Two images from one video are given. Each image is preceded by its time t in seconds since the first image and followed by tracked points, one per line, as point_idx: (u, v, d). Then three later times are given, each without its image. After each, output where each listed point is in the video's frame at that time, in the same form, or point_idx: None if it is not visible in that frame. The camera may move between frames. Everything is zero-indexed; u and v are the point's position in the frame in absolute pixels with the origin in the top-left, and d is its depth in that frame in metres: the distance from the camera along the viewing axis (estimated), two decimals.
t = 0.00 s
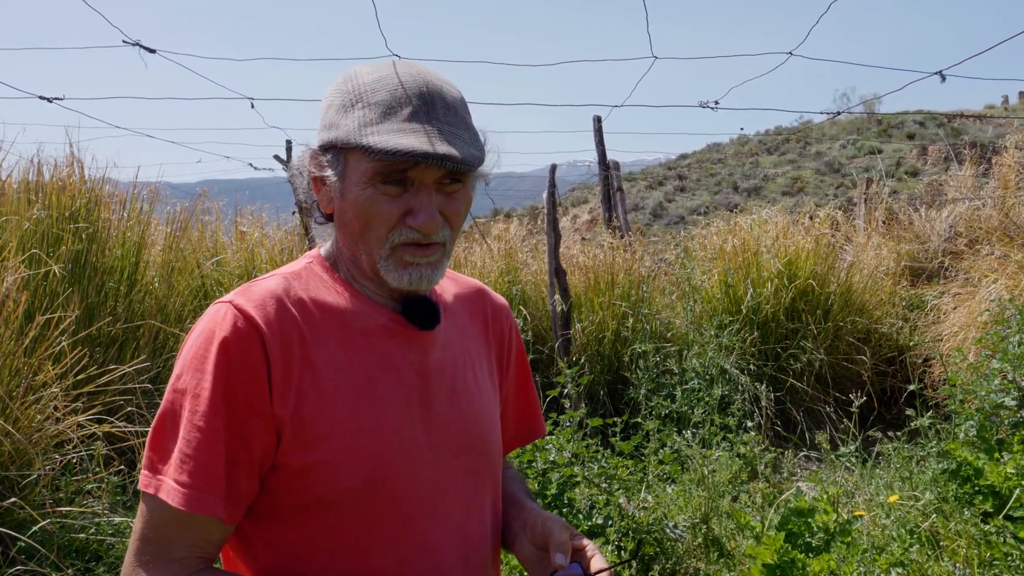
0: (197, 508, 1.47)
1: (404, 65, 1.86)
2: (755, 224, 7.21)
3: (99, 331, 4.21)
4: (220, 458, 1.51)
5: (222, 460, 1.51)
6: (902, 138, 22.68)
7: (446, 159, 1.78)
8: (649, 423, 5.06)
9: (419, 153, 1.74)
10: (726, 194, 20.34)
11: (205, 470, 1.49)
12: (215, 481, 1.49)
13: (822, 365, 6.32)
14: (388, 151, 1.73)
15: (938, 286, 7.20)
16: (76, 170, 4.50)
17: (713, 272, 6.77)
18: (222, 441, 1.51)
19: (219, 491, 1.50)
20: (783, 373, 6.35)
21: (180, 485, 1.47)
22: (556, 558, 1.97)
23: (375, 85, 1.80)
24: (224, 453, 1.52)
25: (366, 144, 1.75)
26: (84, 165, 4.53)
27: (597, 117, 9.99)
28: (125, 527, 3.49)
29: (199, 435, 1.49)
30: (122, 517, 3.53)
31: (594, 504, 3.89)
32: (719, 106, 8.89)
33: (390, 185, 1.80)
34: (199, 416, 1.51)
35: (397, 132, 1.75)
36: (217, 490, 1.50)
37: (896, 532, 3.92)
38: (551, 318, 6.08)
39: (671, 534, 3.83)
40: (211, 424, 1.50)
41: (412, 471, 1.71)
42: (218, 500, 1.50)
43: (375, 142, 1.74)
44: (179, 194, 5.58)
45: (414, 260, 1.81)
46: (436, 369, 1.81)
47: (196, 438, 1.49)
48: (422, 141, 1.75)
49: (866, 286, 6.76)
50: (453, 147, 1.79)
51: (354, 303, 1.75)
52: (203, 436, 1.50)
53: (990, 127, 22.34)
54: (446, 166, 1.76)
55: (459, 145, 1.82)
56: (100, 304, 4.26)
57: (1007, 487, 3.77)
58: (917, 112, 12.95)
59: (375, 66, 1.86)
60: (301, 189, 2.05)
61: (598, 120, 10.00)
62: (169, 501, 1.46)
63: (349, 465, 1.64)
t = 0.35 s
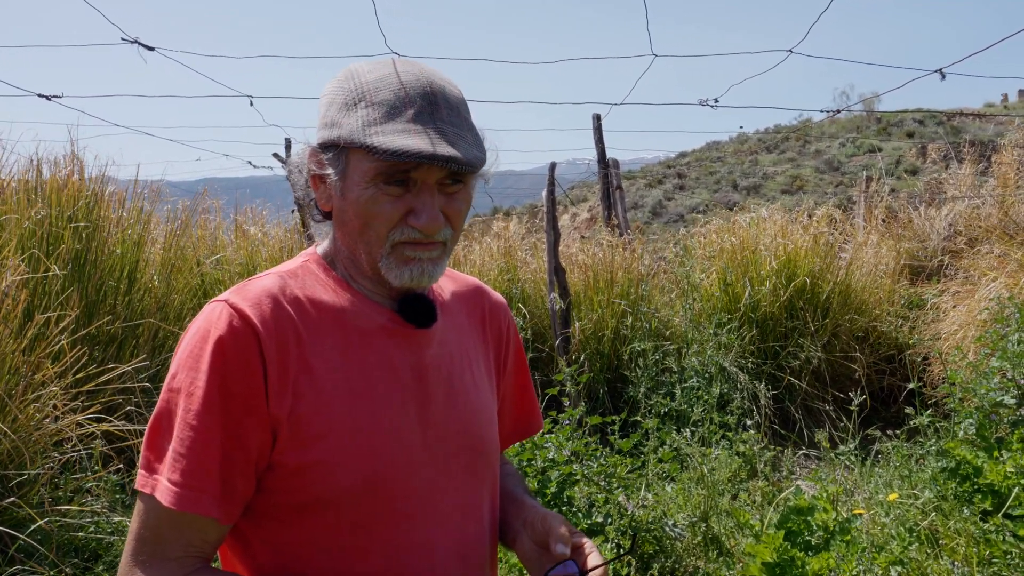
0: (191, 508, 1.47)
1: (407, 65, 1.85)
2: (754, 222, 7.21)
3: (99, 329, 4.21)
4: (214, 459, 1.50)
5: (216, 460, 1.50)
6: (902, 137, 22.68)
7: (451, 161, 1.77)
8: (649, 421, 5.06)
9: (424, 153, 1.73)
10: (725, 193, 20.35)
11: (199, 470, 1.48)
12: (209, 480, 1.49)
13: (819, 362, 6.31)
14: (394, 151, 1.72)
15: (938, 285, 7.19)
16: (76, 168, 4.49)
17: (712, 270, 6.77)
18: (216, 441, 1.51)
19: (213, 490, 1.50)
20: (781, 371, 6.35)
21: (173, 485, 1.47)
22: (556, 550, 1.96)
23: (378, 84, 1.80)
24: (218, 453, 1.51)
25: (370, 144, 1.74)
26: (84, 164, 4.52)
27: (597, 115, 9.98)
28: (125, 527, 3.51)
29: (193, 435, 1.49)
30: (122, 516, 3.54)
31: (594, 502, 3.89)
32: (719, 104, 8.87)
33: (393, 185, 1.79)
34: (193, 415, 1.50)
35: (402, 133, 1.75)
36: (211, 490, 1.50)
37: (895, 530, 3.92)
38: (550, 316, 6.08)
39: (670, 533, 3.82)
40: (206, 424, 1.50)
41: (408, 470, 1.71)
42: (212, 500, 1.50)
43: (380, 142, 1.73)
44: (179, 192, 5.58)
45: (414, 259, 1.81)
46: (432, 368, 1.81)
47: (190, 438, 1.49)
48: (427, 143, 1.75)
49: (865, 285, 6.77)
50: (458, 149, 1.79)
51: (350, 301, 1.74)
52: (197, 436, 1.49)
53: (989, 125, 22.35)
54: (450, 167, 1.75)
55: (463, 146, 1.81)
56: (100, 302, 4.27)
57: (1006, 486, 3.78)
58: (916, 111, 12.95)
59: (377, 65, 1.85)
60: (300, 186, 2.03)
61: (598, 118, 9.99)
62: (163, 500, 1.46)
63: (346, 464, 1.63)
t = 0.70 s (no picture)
0: (181, 508, 1.47)
1: (446, 72, 1.84)
2: (753, 221, 7.22)
3: (98, 328, 4.21)
4: (206, 459, 1.50)
5: (208, 461, 1.51)
6: (901, 135, 22.68)
7: (507, 175, 1.80)
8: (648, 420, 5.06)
9: (492, 168, 1.75)
10: (724, 191, 20.34)
11: (191, 471, 1.48)
12: (201, 481, 1.49)
13: (816, 358, 6.30)
14: (470, 164, 1.72)
15: (937, 283, 7.19)
16: (74, 166, 4.48)
17: (711, 268, 6.77)
18: (209, 442, 1.51)
19: (205, 491, 1.50)
20: (779, 369, 6.35)
21: (165, 486, 1.47)
22: (562, 547, 1.97)
23: (430, 91, 1.77)
24: (211, 453, 1.51)
25: (439, 154, 1.71)
26: (83, 162, 4.51)
27: (597, 113, 9.97)
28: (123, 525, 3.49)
29: (186, 436, 1.49)
30: (119, 515, 3.53)
31: (593, 500, 3.88)
32: (718, 102, 8.86)
33: (443, 193, 1.77)
34: (185, 416, 1.50)
35: (467, 146, 1.74)
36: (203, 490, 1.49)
37: (893, 529, 3.91)
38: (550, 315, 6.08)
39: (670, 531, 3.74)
40: (198, 424, 1.50)
41: (403, 470, 1.71)
42: (203, 501, 1.49)
43: (449, 153, 1.72)
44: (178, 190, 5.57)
45: (451, 267, 1.83)
46: (427, 368, 1.81)
47: (182, 439, 1.49)
48: (494, 156, 1.77)
49: (864, 283, 6.77)
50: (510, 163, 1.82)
51: (345, 301, 1.74)
52: (189, 436, 1.49)
53: (988, 124, 22.35)
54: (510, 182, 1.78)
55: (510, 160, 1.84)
56: (99, 301, 4.26)
57: (1005, 484, 3.79)
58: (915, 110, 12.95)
59: (417, 69, 1.82)
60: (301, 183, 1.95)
61: (597, 117, 9.99)
62: (155, 501, 1.46)
63: (341, 464, 1.63)
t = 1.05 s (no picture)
0: (184, 503, 1.46)
1: (462, 76, 1.83)
2: (751, 219, 7.22)
3: (96, 326, 4.20)
4: (209, 454, 1.50)
5: (211, 456, 1.50)
6: (900, 134, 22.67)
7: (520, 183, 1.80)
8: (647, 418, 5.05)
9: (507, 175, 1.75)
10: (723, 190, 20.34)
11: (194, 466, 1.47)
12: (204, 476, 1.49)
13: (816, 357, 6.33)
14: (487, 170, 1.72)
15: (936, 281, 7.19)
16: (72, 164, 4.47)
17: (710, 266, 6.76)
18: (212, 436, 1.50)
19: (207, 486, 1.49)
20: (778, 368, 6.36)
21: (168, 480, 1.46)
22: (555, 553, 1.96)
23: (448, 93, 1.76)
24: (214, 448, 1.51)
25: (456, 157, 1.71)
26: (80, 160, 4.50)
27: (595, 111, 9.96)
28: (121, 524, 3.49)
29: (189, 430, 1.48)
30: (116, 514, 3.53)
31: (592, 498, 3.88)
32: (717, 100, 8.84)
33: (455, 197, 1.77)
34: (188, 410, 1.49)
35: (483, 151, 1.74)
36: (205, 485, 1.48)
37: (892, 527, 3.89)
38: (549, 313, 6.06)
39: (669, 529, 3.85)
40: (202, 418, 1.49)
41: (404, 468, 1.71)
42: (205, 495, 1.48)
43: (467, 157, 1.71)
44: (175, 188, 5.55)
45: (457, 269, 1.82)
46: (428, 366, 1.80)
47: (185, 432, 1.48)
48: (509, 162, 1.77)
49: (863, 281, 6.77)
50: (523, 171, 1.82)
51: (347, 298, 1.74)
52: (193, 430, 1.48)
53: (987, 121, 22.34)
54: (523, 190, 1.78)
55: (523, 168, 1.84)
56: (96, 299, 4.25)
57: (1004, 482, 3.79)
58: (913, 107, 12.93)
59: (434, 70, 1.81)
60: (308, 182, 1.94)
61: (596, 115, 9.98)
62: (157, 495, 1.45)
63: (342, 461, 1.63)
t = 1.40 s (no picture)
0: (183, 502, 1.45)
1: (467, 76, 1.83)
2: (750, 217, 7.22)
3: (94, 324, 4.20)
4: (209, 453, 1.49)
5: (210, 456, 1.50)
6: (898, 132, 22.68)
7: (522, 184, 1.79)
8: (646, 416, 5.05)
9: (508, 176, 1.74)
10: (722, 188, 20.33)
11: (194, 465, 1.47)
12: (204, 475, 1.48)
13: (814, 357, 6.32)
14: (488, 170, 1.71)
15: (935, 279, 7.20)
16: (69, 162, 4.46)
17: (709, 264, 6.76)
18: (211, 435, 1.50)
19: (207, 486, 1.49)
20: (777, 366, 6.37)
21: (167, 479, 1.46)
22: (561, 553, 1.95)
23: (451, 93, 1.75)
24: (213, 448, 1.50)
25: (457, 157, 1.70)
26: (78, 159, 4.49)
27: (593, 110, 9.96)
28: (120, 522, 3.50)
29: (188, 429, 1.48)
30: (116, 512, 3.53)
31: (590, 497, 3.87)
32: (716, 99, 8.84)
33: (456, 197, 1.77)
34: (187, 409, 1.49)
35: (485, 152, 1.73)
36: (204, 485, 1.48)
37: (891, 525, 3.89)
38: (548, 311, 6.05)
39: (667, 527, 3.87)
40: (201, 417, 1.49)
41: (402, 467, 1.70)
42: (204, 495, 1.48)
43: (468, 158, 1.70)
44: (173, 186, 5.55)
45: (458, 269, 1.82)
46: (428, 365, 1.80)
47: (184, 432, 1.48)
48: (512, 163, 1.76)
49: (862, 280, 6.77)
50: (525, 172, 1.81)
51: (347, 297, 1.73)
52: (192, 429, 1.48)
53: (986, 120, 22.35)
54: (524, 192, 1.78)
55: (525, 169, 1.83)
56: (94, 297, 4.25)
57: (1002, 480, 3.80)
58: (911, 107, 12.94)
59: (438, 70, 1.80)
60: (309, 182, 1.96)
61: (594, 113, 9.98)
62: (156, 494, 1.45)
63: (341, 461, 1.63)
